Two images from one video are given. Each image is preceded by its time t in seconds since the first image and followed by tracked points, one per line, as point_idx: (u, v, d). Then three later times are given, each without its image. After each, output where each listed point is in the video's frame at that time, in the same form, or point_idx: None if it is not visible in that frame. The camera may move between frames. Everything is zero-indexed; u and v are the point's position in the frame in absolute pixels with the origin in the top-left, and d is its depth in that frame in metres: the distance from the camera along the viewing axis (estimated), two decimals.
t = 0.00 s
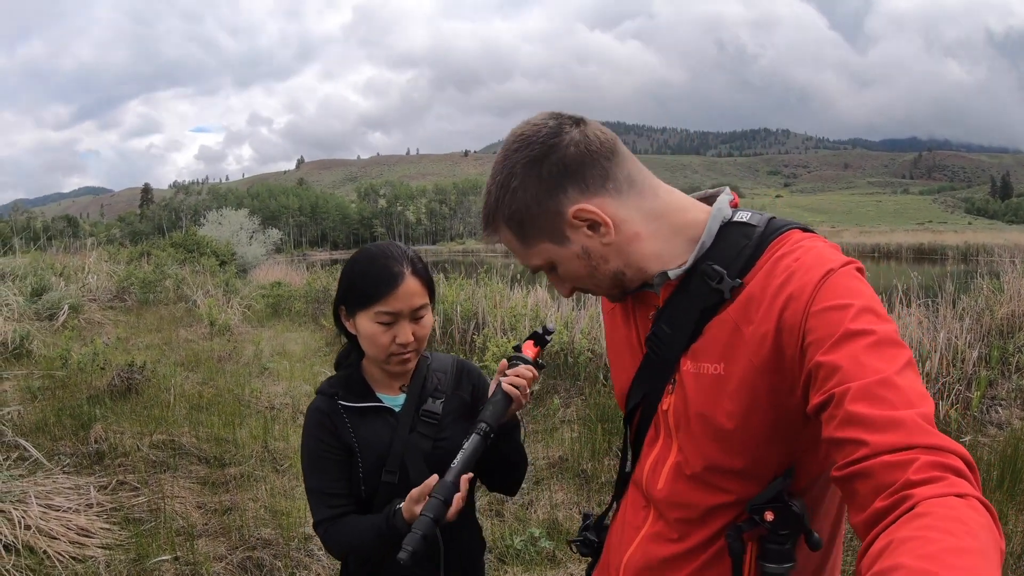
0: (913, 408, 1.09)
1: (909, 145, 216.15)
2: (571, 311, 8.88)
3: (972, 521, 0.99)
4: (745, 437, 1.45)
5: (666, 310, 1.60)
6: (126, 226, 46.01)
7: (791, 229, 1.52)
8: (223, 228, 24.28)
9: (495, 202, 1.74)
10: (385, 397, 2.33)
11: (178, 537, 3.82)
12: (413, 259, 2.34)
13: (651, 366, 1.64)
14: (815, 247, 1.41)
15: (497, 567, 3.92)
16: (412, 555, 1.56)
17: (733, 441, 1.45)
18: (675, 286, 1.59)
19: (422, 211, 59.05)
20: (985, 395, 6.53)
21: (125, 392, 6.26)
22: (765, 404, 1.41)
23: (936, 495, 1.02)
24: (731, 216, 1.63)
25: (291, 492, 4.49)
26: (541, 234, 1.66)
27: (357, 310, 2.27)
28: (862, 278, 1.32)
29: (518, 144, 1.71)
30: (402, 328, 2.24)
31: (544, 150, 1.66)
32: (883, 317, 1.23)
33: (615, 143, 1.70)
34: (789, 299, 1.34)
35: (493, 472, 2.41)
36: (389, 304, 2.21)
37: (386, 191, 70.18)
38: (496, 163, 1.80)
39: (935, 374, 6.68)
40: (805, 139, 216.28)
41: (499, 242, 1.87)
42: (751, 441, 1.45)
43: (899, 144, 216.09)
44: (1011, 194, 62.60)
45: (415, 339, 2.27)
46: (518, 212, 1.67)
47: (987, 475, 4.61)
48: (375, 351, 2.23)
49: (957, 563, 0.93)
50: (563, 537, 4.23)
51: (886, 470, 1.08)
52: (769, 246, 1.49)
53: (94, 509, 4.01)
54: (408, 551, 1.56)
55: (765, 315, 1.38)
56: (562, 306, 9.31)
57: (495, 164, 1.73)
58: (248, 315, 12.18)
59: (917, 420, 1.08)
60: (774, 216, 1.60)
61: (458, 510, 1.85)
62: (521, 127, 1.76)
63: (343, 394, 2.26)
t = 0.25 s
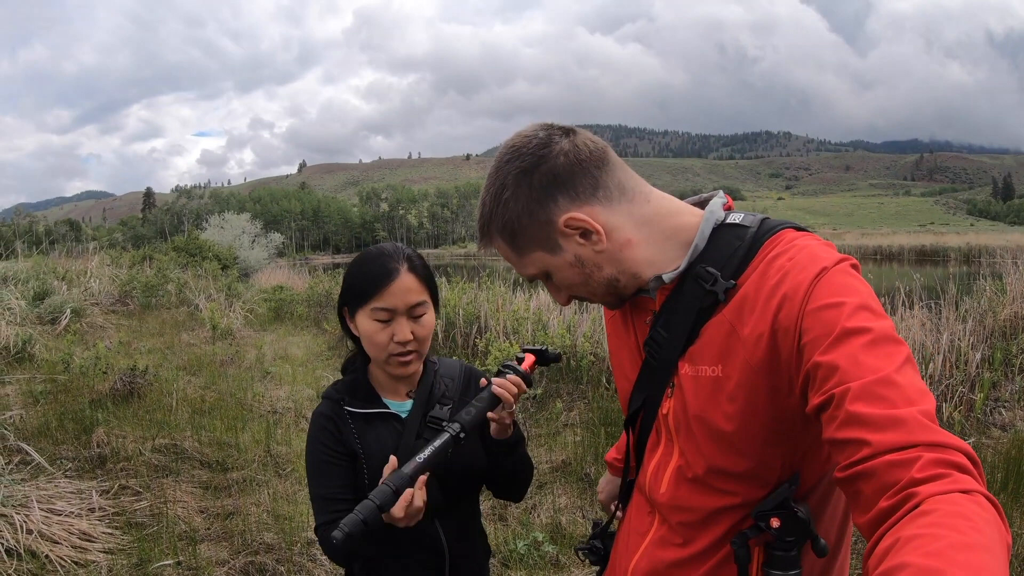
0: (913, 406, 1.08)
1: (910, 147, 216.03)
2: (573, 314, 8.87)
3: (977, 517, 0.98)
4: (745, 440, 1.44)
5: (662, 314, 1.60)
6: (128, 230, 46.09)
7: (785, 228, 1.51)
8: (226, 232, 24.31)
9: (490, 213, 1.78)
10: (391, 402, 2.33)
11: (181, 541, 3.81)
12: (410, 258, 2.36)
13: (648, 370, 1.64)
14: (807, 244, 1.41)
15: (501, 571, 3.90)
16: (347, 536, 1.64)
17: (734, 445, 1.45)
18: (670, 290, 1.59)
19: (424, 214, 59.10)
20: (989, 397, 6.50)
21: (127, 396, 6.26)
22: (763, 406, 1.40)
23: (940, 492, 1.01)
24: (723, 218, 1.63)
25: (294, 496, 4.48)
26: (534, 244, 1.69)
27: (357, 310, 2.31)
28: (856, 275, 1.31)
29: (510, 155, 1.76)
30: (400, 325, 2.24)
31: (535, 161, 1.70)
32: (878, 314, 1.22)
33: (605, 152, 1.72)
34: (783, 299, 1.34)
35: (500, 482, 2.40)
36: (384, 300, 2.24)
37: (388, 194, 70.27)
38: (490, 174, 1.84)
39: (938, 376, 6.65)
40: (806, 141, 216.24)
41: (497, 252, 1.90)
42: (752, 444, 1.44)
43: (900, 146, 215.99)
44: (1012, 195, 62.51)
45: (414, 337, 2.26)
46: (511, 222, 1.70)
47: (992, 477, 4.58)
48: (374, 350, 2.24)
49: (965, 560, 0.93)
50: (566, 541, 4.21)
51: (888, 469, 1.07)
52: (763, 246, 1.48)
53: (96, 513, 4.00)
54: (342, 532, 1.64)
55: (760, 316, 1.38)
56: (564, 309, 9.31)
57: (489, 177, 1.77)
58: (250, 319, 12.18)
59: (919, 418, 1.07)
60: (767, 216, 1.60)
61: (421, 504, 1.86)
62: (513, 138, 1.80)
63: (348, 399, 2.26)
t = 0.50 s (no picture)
0: (918, 412, 1.08)
1: (911, 148, 215.96)
2: (574, 316, 8.87)
3: (981, 526, 0.97)
4: (749, 443, 1.43)
5: (669, 316, 1.60)
6: (129, 232, 46.13)
7: (792, 230, 1.50)
8: (226, 234, 24.33)
9: (498, 196, 1.74)
10: (394, 405, 2.33)
11: (181, 544, 3.80)
12: (412, 251, 2.41)
13: (653, 372, 1.63)
14: (815, 247, 1.39)
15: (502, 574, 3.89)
16: (338, 539, 1.66)
17: (738, 448, 1.44)
18: (677, 291, 1.58)
19: (424, 216, 59.13)
20: (991, 398, 6.48)
21: (127, 398, 6.26)
22: (769, 409, 1.40)
23: (943, 499, 1.00)
24: (730, 220, 1.62)
25: (294, 498, 4.47)
26: (541, 229, 1.66)
27: (359, 300, 2.33)
28: (864, 279, 1.30)
29: (523, 139, 1.73)
30: (401, 313, 2.25)
31: (549, 147, 1.67)
32: (886, 319, 1.21)
33: (619, 144, 1.71)
34: (789, 302, 1.33)
35: (503, 490, 2.37)
36: (386, 287, 2.26)
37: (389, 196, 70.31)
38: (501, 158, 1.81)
39: (940, 378, 6.64)
40: (807, 142, 216.20)
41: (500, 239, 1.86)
42: (757, 447, 1.43)
43: (901, 147, 215.91)
44: (1013, 196, 62.47)
45: (416, 329, 2.26)
46: (520, 206, 1.67)
47: (994, 479, 4.56)
48: (376, 338, 2.25)
49: (967, 568, 0.92)
50: (568, 544, 4.20)
51: (892, 474, 1.06)
52: (771, 248, 1.47)
53: (97, 516, 4.00)
54: (333, 535, 1.66)
55: (766, 318, 1.37)
56: (565, 311, 9.30)
57: (499, 159, 1.74)
58: (251, 321, 12.18)
59: (924, 424, 1.06)
60: (775, 218, 1.59)
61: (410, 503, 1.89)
62: (528, 124, 1.77)
63: (350, 399, 2.27)
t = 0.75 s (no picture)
0: (924, 411, 1.07)
1: (911, 149, 216.06)
2: (573, 318, 8.86)
3: (985, 525, 0.96)
4: (753, 443, 1.43)
5: (673, 315, 1.60)
6: (129, 233, 46.11)
7: (800, 232, 1.51)
8: (226, 236, 24.33)
9: (512, 167, 1.75)
10: (390, 406, 2.32)
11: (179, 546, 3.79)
12: (411, 253, 2.41)
13: (656, 372, 1.63)
14: (823, 249, 1.40)
15: None
16: None
17: (742, 448, 1.43)
18: (682, 289, 1.58)
19: (424, 218, 59.15)
20: (990, 399, 6.47)
21: (126, 400, 6.25)
22: (773, 409, 1.39)
23: (948, 498, 0.99)
24: (738, 221, 1.62)
25: (293, 500, 4.47)
26: (551, 203, 1.65)
27: (357, 299, 2.34)
28: (871, 280, 1.30)
29: (547, 114, 1.74)
30: (398, 314, 2.25)
31: (571, 123, 1.70)
32: (893, 320, 1.21)
33: (639, 134, 1.73)
34: (797, 302, 1.33)
35: (502, 487, 2.39)
36: (384, 287, 2.26)
37: (388, 198, 70.32)
38: (522, 131, 1.82)
39: (939, 379, 6.64)
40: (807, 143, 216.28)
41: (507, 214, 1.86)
42: (761, 447, 1.43)
43: (901, 148, 215.99)
44: (1012, 197, 62.49)
45: (413, 330, 2.26)
46: (533, 176, 1.66)
47: (994, 481, 4.54)
48: (373, 337, 2.25)
49: (972, 567, 0.91)
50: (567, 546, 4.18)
51: (897, 474, 1.06)
52: (779, 249, 1.47)
53: (95, 518, 4.00)
54: None
55: (773, 318, 1.37)
56: (564, 312, 9.30)
57: (520, 132, 1.75)
58: (250, 322, 12.17)
59: (930, 424, 1.06)
60: (782, 220, 1.59)
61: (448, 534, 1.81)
62: (555, 102, 1.79)
63: (347, 402, 2.27)
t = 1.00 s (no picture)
0: (924, 431, 1.07)
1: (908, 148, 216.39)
2: (571, 318, 8.85)
3: (985, 548, 0.95)
4: (748, 455, 1.42)
5: (671, 325, 1.59)
6: (126, 234, 46.00)
7: (801, 244, 1.50)
8: (223, 236, 24.28)
9: (515, 159, 1.72)
10: (381, 413, 2.31)
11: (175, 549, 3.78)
12: (404, 261, 2.40)
13: (652, 382, 1.62)
14: (824, 261, 1.39)
15: None
16: None
17: (737, 460, 1.42)
18: (681, 299, 1.58)
19: (422, 217, 59.10)
20: (988, 398, 6.48)
21: (122, 402, 6.23)
22: (769, 422, 1.39)
23: (947, 519, 0.98)
24: (738, 229, 1.61)
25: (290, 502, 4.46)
26: (553, 198, 1.63)
27: (348, 308, 2.34)
28: (872, 295, 1.29)
29: (553, 107, 1.73)
30: (389, 324, 2.25)
31: (578, 116, 1.69)
32: (894, 337, 1.20)
33: (646, 134, 1.73)
34: (797, 316, 1.32)
35: (496, 492, 2.38)
36: (375, 297, 2.26)
37: (386, 197, 70.25)
38: (526, 123, 1.80)
39: (937, 378, 6.64)
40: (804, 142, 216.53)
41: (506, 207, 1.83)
42: (756, 460, 1.42)
43: (898, 146, 216.36)
44: (1009, 195, 62.65)
45: (403, 340, 2.26)
46: (536, 169, 1.65)
47: (992, 480, 4.54)
48: (363, 346, 2.25)
49: None
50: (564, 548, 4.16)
51: (896, 494, 1.05)
52: (779, 260, 1.46)
53: (91, 522, 3.98)
54: None
55: (772, 331, 1.36)
56: (562, 312, 9.29)
57: (525, 123, 1.74)
58: (247, 323, 12.15)
59: (929, 444, 1.05)
60: (783, 230, 1.58)
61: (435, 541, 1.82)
62: (562, 96, 1.78)
63: (338, 409, 2.25)
